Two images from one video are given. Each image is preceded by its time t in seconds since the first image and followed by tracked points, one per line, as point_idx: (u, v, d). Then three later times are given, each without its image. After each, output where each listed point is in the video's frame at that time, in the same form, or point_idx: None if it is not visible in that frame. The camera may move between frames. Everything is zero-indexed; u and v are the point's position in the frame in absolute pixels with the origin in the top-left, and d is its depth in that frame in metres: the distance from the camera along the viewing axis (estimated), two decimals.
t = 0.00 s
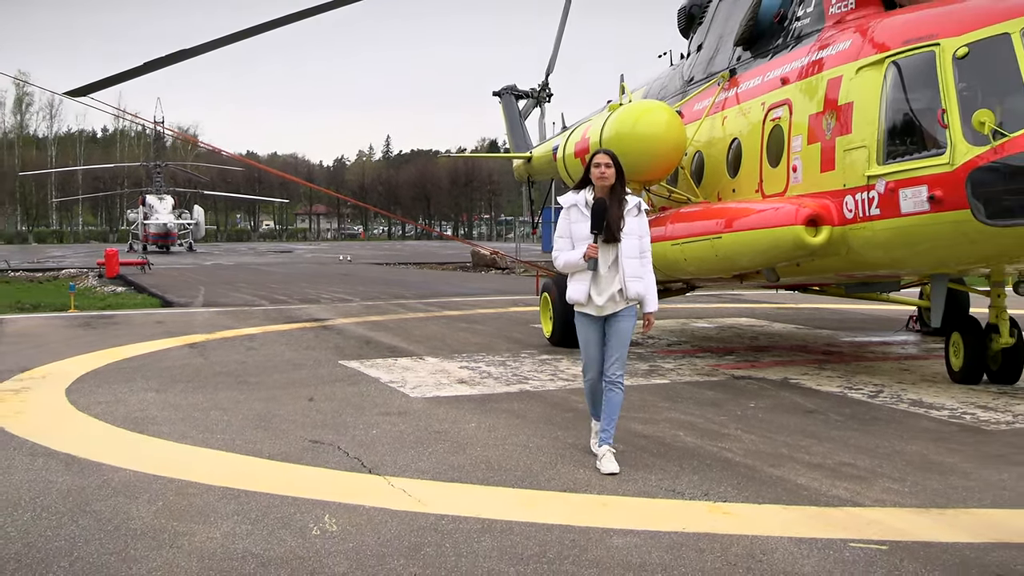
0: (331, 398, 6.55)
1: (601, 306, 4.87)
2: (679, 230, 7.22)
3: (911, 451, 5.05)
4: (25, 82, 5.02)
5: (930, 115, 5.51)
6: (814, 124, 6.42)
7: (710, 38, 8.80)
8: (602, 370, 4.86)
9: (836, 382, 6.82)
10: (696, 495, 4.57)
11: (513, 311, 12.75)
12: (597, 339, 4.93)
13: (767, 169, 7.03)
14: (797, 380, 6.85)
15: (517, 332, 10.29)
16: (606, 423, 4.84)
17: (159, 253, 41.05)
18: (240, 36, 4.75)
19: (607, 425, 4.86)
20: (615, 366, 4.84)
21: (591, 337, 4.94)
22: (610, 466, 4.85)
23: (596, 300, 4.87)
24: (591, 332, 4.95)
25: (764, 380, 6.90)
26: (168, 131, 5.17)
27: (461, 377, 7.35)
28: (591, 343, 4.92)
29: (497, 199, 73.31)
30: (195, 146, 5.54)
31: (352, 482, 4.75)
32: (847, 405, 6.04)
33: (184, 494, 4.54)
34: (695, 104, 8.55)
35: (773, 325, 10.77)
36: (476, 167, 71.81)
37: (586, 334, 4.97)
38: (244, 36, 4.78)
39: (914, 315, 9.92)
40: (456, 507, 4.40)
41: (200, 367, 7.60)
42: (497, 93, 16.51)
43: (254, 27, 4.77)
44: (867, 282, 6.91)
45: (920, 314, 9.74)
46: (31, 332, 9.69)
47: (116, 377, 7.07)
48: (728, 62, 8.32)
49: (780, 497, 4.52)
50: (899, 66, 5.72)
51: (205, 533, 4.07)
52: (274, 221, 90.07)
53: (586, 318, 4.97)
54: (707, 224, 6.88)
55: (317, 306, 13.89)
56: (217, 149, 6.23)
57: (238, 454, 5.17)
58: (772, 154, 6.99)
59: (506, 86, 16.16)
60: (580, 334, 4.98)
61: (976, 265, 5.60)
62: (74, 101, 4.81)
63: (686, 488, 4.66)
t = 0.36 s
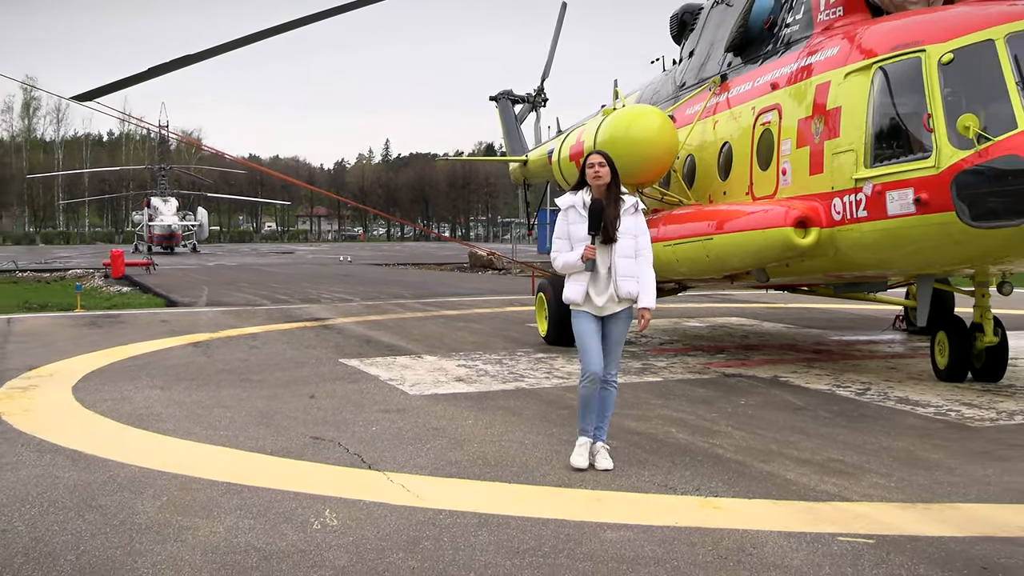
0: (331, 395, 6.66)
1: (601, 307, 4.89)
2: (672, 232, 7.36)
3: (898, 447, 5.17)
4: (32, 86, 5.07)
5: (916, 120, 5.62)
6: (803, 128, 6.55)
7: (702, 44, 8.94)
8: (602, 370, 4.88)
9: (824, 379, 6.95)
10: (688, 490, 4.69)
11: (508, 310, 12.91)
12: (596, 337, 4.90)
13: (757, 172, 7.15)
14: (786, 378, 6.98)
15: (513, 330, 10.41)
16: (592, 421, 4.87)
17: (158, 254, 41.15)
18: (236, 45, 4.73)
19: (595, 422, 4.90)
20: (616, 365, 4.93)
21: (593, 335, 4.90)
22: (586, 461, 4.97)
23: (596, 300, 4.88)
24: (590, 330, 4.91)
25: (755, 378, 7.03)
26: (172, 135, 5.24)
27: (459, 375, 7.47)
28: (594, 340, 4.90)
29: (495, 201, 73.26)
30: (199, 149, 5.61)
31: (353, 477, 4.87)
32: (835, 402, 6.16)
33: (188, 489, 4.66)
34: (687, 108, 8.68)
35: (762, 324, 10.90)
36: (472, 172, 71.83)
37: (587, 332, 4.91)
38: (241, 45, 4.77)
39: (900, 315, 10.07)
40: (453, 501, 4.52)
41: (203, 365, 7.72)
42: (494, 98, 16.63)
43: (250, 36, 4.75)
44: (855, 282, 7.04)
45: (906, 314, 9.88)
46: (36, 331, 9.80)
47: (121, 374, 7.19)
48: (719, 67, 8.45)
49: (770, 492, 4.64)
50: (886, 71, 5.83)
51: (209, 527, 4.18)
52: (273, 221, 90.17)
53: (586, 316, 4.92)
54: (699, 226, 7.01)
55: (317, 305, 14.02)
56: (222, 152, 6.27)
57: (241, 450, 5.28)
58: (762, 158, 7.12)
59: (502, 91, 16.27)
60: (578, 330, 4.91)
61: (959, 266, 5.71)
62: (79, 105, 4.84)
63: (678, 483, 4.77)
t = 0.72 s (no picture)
0: (331, 393, 6.79)
1: (599, 311, 4.80)
2: (664, 233, 7.48)
3: (885, 443, 5.29)
4: (39, 92, 5.19)
5: (901, 124, 5.74)
6: (792, 132, 6.67)
7: (694, 50, 9.08)
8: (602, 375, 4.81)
9: (813, 377, 7.08)
10: (680, 485, 4.81)
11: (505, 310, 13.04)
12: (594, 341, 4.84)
13: (747, 175, 7.27)
14: (776, 376, 7.10)
15: (508, 329, 10.53)
16: (595, 425, 4.75)
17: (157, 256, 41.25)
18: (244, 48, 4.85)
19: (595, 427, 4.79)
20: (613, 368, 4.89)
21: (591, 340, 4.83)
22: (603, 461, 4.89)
23: (593, 304, 4.79)
24: (589, 334, 4.83)
25: (746, 376, 7.15)
26: (176, 139, 5.35)
27: (456, 373, 7.59)
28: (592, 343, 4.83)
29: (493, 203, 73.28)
30: (202, 153, 5.72)
31: (353, 473, 4.99)
32: (824, 399, 6.29)
33: (192, 485, 4.77)
34: (678, 113, 8.81)
35: (751, 323, 11.03)
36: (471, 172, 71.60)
37: (585, 336, 4.83)
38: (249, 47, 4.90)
39: (888, 314, 10.21)
40: (451, 497, 4.63)
41: (206, 364, 7.84)
42: (490, 102, 16.75)
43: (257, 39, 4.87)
44: (841, 283, 7.17)
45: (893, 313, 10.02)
46: (39, 330, 9.91)
47: (125, 373, 7.30)
48: (710, 73, 8.59)
49: (759, 488, 4.76)
50: (872, 77, 5.96)
51: (212, 522, 4.29)
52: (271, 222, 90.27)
53: (585, 320, 4.83)
54: (691, 228, 7.14)
55: (316, 305, 14.15)
56: (224, 156, 6.38)
57: (243, 447, 5.40)
58: (752, 161, 7.24)
59: (498, 95, 16.39)
60: (577, 334, 4.83)
61: (945, 267, 5.83)
62: (85, 109, 5.00)
63: (670, 479, 4.89)
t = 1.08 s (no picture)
0: (331, 390, 6.91)
1: (595, 312, 4.82)
2: (656, 234, 7.62)
3: (871, 439, 5.43)
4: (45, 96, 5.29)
5: (887, 128, 5.87)
6: (781, 136, 6.80)
7: (685, 56, 9.23)
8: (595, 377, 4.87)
9: (801, 375, 7.22)
10: (671, 481, 4.93)
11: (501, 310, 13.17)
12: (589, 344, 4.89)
13: (737, 177, 7.40)
14: (765, 374, 7.24)
15: (504, 329, 10.67)
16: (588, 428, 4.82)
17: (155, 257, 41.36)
18: (250, 53, 5.03)
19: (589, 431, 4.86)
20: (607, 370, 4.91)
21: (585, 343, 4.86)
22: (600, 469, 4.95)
23: (589, 306, 4.81)
24: (583, 337, 4.86)
25: (737, 374, 7.29)
26: (179, 142, 5.38)
27: (454, 371, 7.72)
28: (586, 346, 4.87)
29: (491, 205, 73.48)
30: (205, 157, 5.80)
31: (352, 469, 5.11)
32: (812, 397, 6.43)
33: (195, 481, 4.88)
34: (670, 117, 8.95)
35: (742, 322, 11.20)
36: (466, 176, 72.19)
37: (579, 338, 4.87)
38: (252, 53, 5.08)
39: (874, 313, 10.38)
40: (448, 492, 4.75)
41: (208, 362, 7.96)
42: (486, 106, 16.89)
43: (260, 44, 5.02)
44: (829, 283, 7.30)
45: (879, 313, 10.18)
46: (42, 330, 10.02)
47: (129, 371, 7.42)
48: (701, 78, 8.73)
49: (749, 482, 4.88)
50: (859, 82, 6.09)
51: (214, 517, 4.40)
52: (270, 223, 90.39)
53: (579, 323, 4.87)
54: (682, 229, 7.26)
55: (315, 305, 14.27)
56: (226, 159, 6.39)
57: (245, 443, 5.52)
58: (742, 164, 7.37)
59: (494, 100, 16.52)
60: (572, 336, 4.87)
61: (930, 268, 5.96)
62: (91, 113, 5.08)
63: (662, 474, 5.02)
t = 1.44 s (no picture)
0: (331, 388, 7.04)
1: (584, 313, 4.84)
2: (648, 236, 7.76)
3: (857, 435, 5.57)
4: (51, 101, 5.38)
5: (873, 132, 6.00)
6: (769, 140, 6.94)
7: (676, 62, 9.38)
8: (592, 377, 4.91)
9: (789, 373, 7.36)
10: (663, 476, 5.05)
11: (498, 310, 13.31)
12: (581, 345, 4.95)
13: (727, 180, 7.54)
14: (754, 372, 7.38)
15: (500, 328, 10.80)
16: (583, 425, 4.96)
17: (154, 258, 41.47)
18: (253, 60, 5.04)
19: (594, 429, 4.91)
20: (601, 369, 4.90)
21: (576, 345, 4.96)
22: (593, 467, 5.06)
23: (579, 307, 4.82)
24: (575, 339, 4.95)
25: (726, 371, 7.44)
26: (183, 145, 5.51)
27: (450, 369, 7.85)
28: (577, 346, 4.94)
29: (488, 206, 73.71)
30: (208, 160, 5.90)
31: (350, 465, 5.23)
32: (800, 394, 6.57)
33: (198, 477, 5.00)
34: (661, 121, 9.10)
35: (732, 322, 11.35)
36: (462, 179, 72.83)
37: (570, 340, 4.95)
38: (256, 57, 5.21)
39: (861, 312, 10.54)
40: (445, 487, 4.87)
41: (210, 361, 8.09)
42: (482, 110, 17.02)
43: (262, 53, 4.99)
44: (816, 283, 7.44)
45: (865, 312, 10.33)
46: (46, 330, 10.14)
47: (132, 370, 7.54)
48: (691, 83, 8.88)
49: (738, 478, 5.01)
50: (846, 87, 6.22)
51: (216, 512, 4.51)
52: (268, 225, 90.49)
53: (569, 325, 4.94)
54: (674, 231, 7.40)
55: (314, 305, 14.41)
56: (227, 162, 6.49)
57: (247, 440, 5.65)
58: (731, 167, 7.51)
59: (490, 104, 16.65)
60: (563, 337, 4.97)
61: (915, 268, 6.10)
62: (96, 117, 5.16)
63: (654, 470, 5.14)
